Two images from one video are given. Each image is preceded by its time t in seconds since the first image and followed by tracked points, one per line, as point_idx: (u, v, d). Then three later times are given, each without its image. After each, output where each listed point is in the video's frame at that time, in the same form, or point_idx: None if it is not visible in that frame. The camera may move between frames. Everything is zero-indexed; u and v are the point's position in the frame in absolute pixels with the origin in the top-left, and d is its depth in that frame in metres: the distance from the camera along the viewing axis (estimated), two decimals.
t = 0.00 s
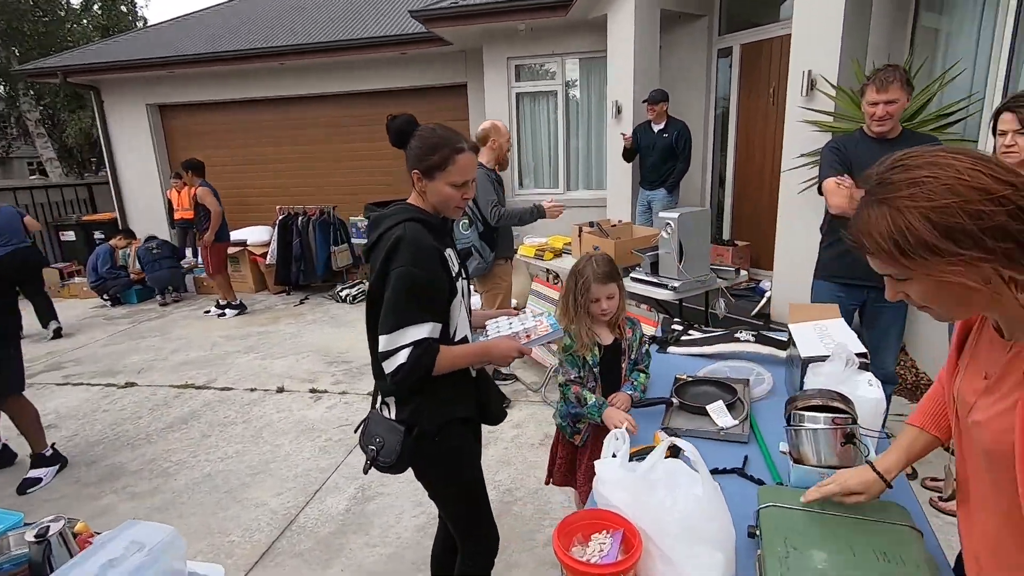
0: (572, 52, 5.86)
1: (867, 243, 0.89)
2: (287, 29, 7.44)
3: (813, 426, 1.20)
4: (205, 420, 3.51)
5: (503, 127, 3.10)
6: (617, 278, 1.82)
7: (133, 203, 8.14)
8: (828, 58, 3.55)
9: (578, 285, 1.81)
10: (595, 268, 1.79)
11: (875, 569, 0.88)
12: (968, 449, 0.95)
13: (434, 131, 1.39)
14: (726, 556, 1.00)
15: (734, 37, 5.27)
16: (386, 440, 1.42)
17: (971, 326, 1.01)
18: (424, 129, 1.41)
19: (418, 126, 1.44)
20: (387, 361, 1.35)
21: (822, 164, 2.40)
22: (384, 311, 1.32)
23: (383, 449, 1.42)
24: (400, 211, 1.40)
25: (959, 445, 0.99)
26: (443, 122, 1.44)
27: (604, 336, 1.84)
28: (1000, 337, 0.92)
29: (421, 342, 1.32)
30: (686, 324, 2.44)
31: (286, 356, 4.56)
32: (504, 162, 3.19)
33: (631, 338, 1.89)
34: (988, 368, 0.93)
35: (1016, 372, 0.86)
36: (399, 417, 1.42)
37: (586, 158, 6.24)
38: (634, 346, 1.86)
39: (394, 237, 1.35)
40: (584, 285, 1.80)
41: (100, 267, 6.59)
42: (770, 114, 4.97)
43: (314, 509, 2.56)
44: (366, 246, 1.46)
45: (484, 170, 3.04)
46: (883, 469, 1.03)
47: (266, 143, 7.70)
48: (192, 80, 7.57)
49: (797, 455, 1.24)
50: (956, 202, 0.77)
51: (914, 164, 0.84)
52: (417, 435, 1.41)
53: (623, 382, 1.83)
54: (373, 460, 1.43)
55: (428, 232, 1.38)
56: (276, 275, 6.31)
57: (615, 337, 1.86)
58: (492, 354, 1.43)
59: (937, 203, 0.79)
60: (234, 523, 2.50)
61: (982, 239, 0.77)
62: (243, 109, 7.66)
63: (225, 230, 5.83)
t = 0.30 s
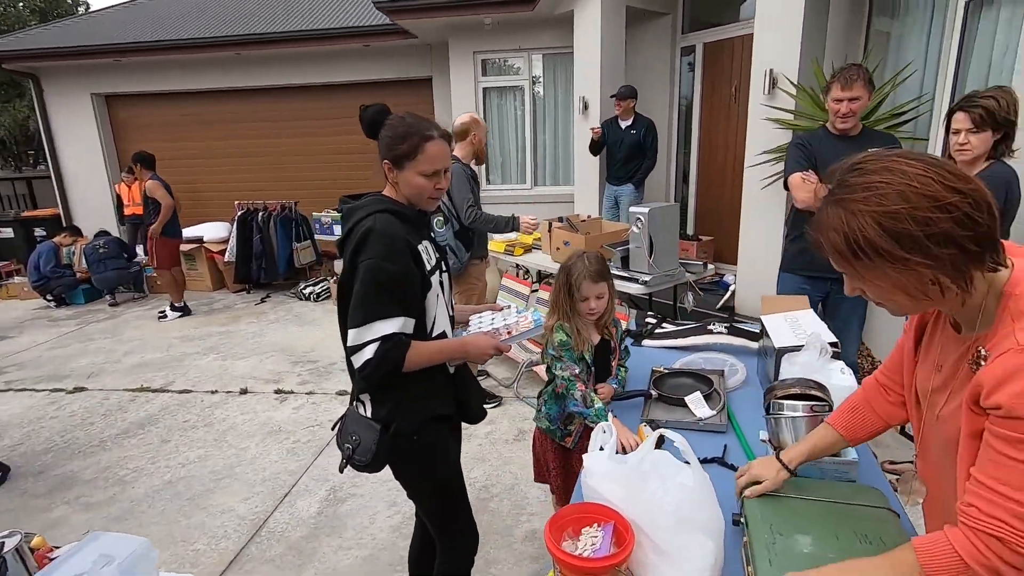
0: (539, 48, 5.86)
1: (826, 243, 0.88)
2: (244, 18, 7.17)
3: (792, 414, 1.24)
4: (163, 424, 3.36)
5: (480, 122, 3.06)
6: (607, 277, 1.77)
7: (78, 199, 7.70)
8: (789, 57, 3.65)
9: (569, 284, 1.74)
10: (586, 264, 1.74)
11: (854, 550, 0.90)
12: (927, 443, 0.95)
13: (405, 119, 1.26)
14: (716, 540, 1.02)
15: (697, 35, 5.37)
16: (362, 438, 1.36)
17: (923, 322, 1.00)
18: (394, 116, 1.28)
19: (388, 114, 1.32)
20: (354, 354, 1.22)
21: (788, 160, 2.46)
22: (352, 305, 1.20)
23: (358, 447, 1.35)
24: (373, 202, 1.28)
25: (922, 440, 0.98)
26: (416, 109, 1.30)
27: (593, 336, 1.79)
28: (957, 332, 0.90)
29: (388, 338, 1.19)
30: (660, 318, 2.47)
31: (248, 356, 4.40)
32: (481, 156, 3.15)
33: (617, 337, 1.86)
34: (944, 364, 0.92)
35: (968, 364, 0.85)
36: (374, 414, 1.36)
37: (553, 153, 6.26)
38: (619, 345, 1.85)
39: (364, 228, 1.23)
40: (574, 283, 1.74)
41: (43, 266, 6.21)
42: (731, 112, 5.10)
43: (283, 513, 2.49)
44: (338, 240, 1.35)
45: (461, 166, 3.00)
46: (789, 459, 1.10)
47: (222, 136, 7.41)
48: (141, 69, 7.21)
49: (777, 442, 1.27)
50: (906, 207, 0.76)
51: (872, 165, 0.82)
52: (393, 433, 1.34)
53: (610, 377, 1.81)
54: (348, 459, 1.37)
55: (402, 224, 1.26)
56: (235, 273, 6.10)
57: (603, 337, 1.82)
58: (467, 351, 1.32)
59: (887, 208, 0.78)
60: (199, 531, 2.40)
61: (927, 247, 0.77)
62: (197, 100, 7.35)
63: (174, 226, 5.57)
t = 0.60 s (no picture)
0: (505, 44, 5.83)
1: (805, 251, 0.86)
2: (197, 10, 6.88)
3: (780, 406, 1.24)
4: (121, 437, 3.18)
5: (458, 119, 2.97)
6: (593, 275, 1.76)
7: (19, 200, 7.25)
8: (753, 55, 3.72)
9: (554, 282, 1.73)
10: (569, 263, 1.72)
11: (880, 553, 0.83)
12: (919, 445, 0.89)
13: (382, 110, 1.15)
14: (713, 538, 1.00)
15: (663, 33, 5.43)
16: (338, 445, 1.29)
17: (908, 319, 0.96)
18: (370, 106, 1.17)
19: (363, 104, 1.21)
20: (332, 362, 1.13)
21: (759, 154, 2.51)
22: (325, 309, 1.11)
23: (335, 456, 1.29)
24: (347, 199, 1.18)
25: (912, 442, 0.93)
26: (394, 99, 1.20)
27: (580, 336, 1.77)
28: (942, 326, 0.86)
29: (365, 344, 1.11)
30: (638, 313, 2.47)
31: (210, 362, 4.23)
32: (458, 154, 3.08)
33: (604, 339, 1.84)
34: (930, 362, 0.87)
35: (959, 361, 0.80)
36: (350, 421, 1.29)
37: (522, 150, 6.25)
38: (607, 347, 1.83)
39: (337, 226, 1.13)
40: (560, 282, 1.73)
41: None
42: (697, 108, 5.18)
43: (254, 524, 2.38)
44: (311, 240, 1.25)
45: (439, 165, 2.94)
46: (793, 441, 1.12)
47: (175, 133, 7.10)
48: (87, 63, 6.84)
49: (765, 435, 1.27)
50: (885, 213, 0.74)
51: (847, 173, 0.81)
52: (369, 440, 1.28)
53: (597, 376, 1.79)
54: (325, 467, 1.31)
55: (379, 222, 1.15)
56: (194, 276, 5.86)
57: (589, 337, 1.79)
58: (448, 353, 1.21)
59: (867, 214, 0.76)
60: (164, 548, 2.27)
61: (909, 251, 0.74)
62: (148, 96, 7.02)
63: (126, 228, 5.30)
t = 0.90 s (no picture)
0: (471, 40, 5.78)
1: (793, 257, 0.84)
2: None
3: (764, 400, 1.25)
4: (67, 447, 2.99)
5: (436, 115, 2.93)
6: (573, 266, 1.73)
7: None
8: (718, 56, 3.80)
9: (534, 276, 1.70)
10: (550, 255, 1.69)
11: (878, 546, 0.84)
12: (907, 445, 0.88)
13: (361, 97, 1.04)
14: (710, 540, 0.99)
15: (628, 33, 5.47)
16: (312, 460, 1.20)
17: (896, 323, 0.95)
18: (347, 92, 1.04)
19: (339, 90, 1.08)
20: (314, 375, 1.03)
21: (730, 152, 2.56)
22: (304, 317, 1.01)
23: (308, 472, 1.19)
24: (324, 195, 1.08)
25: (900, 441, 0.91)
26: (374, 85, 1.07)
27: (563, 331, 1.75)
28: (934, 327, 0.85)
29: (352, 355, 1.02)
30: (613, 310, 2.48)
31: (165, 366, 4.02)
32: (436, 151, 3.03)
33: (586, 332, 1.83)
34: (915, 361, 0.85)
35: (950, 360, 0.78)
36: (327, 434, 1.20)
37: (489, 147, 6.20)
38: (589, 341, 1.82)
39: (314, 225, 1.03)
40: (540, 276, 1.70)
41: None
42: (662, 108, 5.25)
43: (217, 535, 2.27)
44: (283, 240, 1.14)
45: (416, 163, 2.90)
46: (768, 436, 1.15)
47: (123, 125, 6.74)
48: (23, 49, 6.41)
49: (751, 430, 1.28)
50: (874, 217, 0.73)
51: (833, 176, 0.78)
52: (347, 456, 1.19)
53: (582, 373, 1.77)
54: (296, 486, 1.21)
55: (360, 221, 1.06)
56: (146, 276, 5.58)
57: (572, 332, 1.77)
58: (438, 359, 1.16)
59: (856, 217, 0.74)
60: (119, 564, 2.14)
61: (899, 255, 0.73)
62: (92, 86, 6.64)
63: (65, 225, 5.00)
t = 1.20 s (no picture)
0: (431, 39, 5.73)
1: (773, 267, 0.86)
2: None
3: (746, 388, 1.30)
4: (15, 469, 2.80)
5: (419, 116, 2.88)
6: (553, 261, 1.73)
7: None
8: (677, 56, 3.90)
9: (514, 273, 1.70)
10: (529, 251, 1.69)
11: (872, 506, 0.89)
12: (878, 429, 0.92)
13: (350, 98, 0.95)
14: (707, 526, 1.03)
15: (587, 33, 5.54)
16: (293, 492, 1.05)
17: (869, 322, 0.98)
18: (335, 93, 0.96)
19: (324, 91, 0.98)
20: (300, 399, 0.91)
21: (695, 149, 2.65)
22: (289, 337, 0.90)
23: (288, 505, 1.05)
24: (308, 204, 0.96)
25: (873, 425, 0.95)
26: (362, 86, 0.99)
27: (544, 327, 1.75)
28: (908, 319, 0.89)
29: (343, 375, 0.91)
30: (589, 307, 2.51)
31: (119, 379, 3.83)
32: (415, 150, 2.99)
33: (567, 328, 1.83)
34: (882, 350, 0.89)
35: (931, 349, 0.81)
36: (312, 463, 1.07)
37: (451, 146, 6.17)
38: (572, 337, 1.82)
39: (300, 234, 0.92)
40: (519, 273, 1.70)
41: None
42: (622, 107, 5.35)
43: (188, 552, 2.18)
44: (259, 252, 1.02)
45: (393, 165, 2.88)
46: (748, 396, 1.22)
47: (61, 126, 6.36)
48: None
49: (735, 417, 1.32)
50: (847, 224, 0.75)
51: (804, 188, 0.81)
52: (335, 486, 1.05)
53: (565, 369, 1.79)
54: (273, 522, 1.06)
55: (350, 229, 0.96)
56: (92, 284, 5.29)
57: (554, 328, 1.78)
58: (432, 377, 1.06)
59: (831, 226, 0.76)
60: None
61: (872, 259, 0.76)
62: (25, 84, 6.24)
63: None
